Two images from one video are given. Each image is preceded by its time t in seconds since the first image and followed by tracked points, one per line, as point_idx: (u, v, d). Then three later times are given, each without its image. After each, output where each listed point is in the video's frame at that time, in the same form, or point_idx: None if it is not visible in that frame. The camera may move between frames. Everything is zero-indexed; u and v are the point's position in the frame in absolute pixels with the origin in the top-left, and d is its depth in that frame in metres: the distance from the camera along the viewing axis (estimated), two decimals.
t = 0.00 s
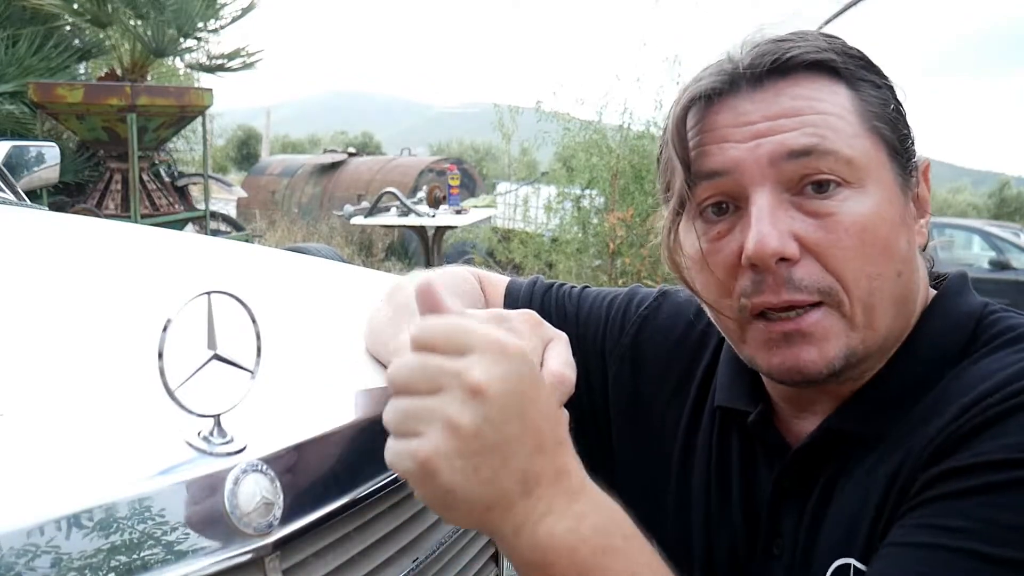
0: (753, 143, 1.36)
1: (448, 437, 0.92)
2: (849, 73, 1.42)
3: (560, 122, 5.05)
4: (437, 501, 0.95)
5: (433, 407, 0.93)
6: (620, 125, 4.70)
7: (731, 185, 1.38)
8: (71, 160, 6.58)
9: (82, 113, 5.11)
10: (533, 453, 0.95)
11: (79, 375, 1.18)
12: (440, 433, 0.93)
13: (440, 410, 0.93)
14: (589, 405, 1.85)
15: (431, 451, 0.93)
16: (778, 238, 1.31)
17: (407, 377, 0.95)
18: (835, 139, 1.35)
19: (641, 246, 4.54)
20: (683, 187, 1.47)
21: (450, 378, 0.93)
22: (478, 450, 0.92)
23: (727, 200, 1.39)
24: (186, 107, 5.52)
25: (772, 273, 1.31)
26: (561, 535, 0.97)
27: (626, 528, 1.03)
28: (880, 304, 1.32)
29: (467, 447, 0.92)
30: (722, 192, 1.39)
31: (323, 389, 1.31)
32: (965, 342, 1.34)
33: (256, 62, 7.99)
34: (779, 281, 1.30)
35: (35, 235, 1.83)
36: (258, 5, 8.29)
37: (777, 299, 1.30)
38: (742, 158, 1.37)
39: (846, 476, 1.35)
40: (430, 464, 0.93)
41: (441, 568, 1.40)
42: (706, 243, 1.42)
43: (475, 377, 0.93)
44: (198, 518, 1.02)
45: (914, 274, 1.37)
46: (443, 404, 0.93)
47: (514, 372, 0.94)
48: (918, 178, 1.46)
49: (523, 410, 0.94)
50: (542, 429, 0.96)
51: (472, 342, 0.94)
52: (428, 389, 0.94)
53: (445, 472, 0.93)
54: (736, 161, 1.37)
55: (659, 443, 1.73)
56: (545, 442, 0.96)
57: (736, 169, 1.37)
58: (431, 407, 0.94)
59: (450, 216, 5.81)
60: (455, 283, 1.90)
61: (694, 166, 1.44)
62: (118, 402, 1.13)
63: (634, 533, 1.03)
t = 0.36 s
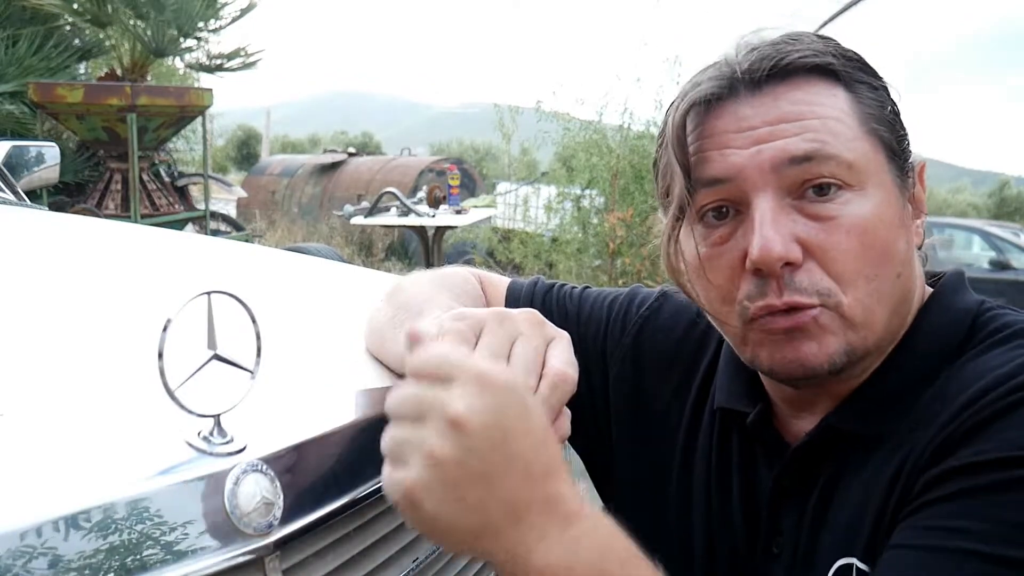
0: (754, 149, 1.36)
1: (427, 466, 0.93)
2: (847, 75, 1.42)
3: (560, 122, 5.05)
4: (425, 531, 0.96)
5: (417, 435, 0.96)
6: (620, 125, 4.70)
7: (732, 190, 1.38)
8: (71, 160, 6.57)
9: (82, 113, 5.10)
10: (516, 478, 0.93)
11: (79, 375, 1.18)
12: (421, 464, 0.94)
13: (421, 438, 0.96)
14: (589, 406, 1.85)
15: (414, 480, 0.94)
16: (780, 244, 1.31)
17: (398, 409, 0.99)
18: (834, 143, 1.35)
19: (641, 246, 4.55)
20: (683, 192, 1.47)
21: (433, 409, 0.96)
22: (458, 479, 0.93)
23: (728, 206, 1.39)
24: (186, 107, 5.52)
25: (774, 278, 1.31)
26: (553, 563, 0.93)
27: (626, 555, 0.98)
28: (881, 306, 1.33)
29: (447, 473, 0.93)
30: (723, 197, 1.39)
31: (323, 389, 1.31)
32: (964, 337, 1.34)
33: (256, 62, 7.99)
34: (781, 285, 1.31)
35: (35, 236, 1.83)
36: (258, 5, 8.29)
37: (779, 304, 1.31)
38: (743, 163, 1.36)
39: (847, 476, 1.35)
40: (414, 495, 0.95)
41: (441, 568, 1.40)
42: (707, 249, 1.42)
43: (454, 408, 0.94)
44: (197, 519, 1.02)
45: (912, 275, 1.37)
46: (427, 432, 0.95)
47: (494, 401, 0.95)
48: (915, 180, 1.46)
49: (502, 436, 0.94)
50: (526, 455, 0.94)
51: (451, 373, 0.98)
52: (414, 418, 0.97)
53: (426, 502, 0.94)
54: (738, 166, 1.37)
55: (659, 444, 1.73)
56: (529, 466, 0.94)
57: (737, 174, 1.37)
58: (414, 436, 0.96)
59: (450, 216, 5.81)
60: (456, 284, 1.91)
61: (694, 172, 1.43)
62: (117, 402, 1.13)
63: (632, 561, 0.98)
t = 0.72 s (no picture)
0: (749, 145, 1.36)
1: (430, 490, 1.02)
2: (845, 73, 1.42)
3: (561, 122, 5.05)
4: (427, 551, 1.05)
5: (416, 460, 1.03)
6: (620, 124, 4.69)
7: (728, 187, 1.38)
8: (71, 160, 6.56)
9: (82, 113, 5.10)
10: (517, 500, 1.04)
11: (79, 375, 1.18)
12: (423, 486, 1.03)
13: (422, 460, 1.03)
14: (589, 406, 1.85)
15: (416, 502, 1.03)
16: (774, 239, 1.31)
17: (396, 428, 1.05)
18: (829, 140, 1.35)
19: (641, 246, 4.56)
20: (680, 187, 1.47)
21: (434, 431, 1.03)
22: (460, 500, 1.02)
23: (724, 201, 1.39)
24: (186, 107, 5.52)
25: (768, 272, 1.31)
26: None
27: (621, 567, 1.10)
28: (875, 303, 1.32)
29: (449, 498, 1.02)
30: (718, 193, 1.39)
31: (323, 389, 1.32)
32: (966, 338, 1.35)
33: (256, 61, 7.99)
34: (774, 279, 1.31)
35: (35, 236, 1.83)
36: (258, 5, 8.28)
37: (772, 298, 1.31)
38: (738, 159, 1.37)
39: (847, 477, 1.35)
40: (416, 517, 1.03)
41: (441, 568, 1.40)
42: (703, 243, 1.42)
43: (456, 432, 1.02)
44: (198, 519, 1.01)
45: (909, 272, 1.37)
46: (426, 457, 1.03)
47: (493, 426, 1.04)
48: (913, 178, 1.46)
49: (501, 459, 1.03)
50: (525, 477, 1.05)
51: (458, 396, 1.04)
52: (414, 440, 1.04)
53: (428, 523, 1.03)
54: (733, 162, 1.37)
55: (659, 444, 1.73)
56: (528, 488, 1.05)
57: (732, 170, 1.37)
58: (415, 458, 1.03)
59: (450, 216, 5.81)
60: (456, 284, 1.91)
61: (691, 167, 1.44)
62: (117, 402, 1.13)
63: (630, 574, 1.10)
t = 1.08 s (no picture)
0: (735, 145, 1.36)
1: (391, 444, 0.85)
2: (853, 80, 1.38)
3: (561, 122, 5.06)
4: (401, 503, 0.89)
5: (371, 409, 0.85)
6: (620, 124, 4.69)
7: (714, 184, 1.40)
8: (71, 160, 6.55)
9: (82, 113, 5.10)
10: (490, 445, 0.87)
11: (79, 376, 1.17)
12: (381, 439, 0.86)
13: (380, 410, 0.85)
14: (590, 405, 1.86)
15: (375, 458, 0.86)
16: (740, 240, 1.30)
17: (338, 374, 0.86)
18: (814, 148, 1.32)
19: (641, 246, 4.57)
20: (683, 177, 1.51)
21: (390, 379, 0.85)
22: (431, 450, 0.85)
23: (711, 197, 1.41)
24: (186, 107, 5.53)
25: (733, 272, 1.32)
26: (528, 527, 0.89)
27: (602, 512, 0.95)
28: (844, 314, 1.31)
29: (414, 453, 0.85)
30: (706, 189, 1.41)
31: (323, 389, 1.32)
32: (970, 337, 1.35)
33: (257, 61, 7.99)
34: (739, 280, 1.31)
35: (35, 236, 1.83)
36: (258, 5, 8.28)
37: (735, 298, 1.32)
38: (723, 159, 1.37)
39: (847, 469, 1.35)
40: (384, 470, 0.86)
41: (441, 568, 1.40)
42: (694, 235, 1.45)
43: (419, 382, 0.85)
44: (197, 518, 1.01)
45: (895, 287, 1.33)
46: (381, 404, 0.85)
47: (463, 374, 0.86)
48: (925, 190, 1.40)
49: (469, 407, 0.86)
50: (498, 423, 0.87)
51: (414, 338, 0.86)
52: (369, 388, 0.86)
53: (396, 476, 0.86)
54: (718, 161, 1.38)
55: (661, 441, 1.73)
56: (502, 434, 0.87)
57: (717, 169, 1.38)
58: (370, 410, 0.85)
59: (450, 216, 5.81)
60: (454, 284, 1.89)
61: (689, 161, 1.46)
62: (117, 402, 1.12)
63: (611, 519, 0.95)
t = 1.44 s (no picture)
0: (745, 139, 1.38)
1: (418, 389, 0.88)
2: (856, 72, 1.41)
3: (561, 122, 5.06)
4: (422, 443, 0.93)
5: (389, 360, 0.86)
6: (620, 124, 4.68)
7: (724, 179, 1.41)
8: (72, 160, 6.54)
9: (82, 113, 5.10)
10: (506, 383, 0.92)
11: (79, 375, 1.17)
12: (410, 394, 0.88)
13: (393, 360, 0.87)
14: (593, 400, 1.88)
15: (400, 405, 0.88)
16: (758, 231, 1.32)
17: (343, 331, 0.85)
18: (826, 139, 1.34)
19: (641, 246, 4.57)
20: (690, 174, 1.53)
21: (403, 327, 0.86)
22: (452, 393, 0.89)
23: (723, 192, 1.43)
24: (186, 107, 5.53)
25: (751, 263, 1.34)
26: (547, 460, 0.94)
27: (620, 453, 1.00)
28: (861, 300, 1.34)
29: (439, 392, 0.88)
30: (717, 184, 1.43)
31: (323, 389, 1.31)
32: (971, 321, 1.37)
33: (257, 61, 7.99)
34: (757, 270, 1.34)
35: (35, 236, 1.83)
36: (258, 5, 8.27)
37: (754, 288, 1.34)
38: (734, 153, 1.39)
39: (847, 452, 1.36)
40: (403, 418, 0.89)
41: (441, 567, 1.40)
42: (703, 230, 1.47)
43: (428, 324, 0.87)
44: (196, 518, 1.01)
45: (905, 272, 1.37)
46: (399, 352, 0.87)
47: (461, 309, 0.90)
48: (925, 179, 1.45)
49: (479, 343, 0.90)
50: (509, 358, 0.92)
51: (403, 281, 0.87)
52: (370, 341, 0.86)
53: (418, 422, 0.89)
54: (729, 156, 1.39)
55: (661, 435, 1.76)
56: (514, 370, 0.92)
57: (728, 164, 1.39)
58: (375, 364, 0.86)
59: (450, 216, 5.81)
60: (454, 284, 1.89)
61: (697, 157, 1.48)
62: (117, 402, 1.12)
63: (629, 460, 1.00)
